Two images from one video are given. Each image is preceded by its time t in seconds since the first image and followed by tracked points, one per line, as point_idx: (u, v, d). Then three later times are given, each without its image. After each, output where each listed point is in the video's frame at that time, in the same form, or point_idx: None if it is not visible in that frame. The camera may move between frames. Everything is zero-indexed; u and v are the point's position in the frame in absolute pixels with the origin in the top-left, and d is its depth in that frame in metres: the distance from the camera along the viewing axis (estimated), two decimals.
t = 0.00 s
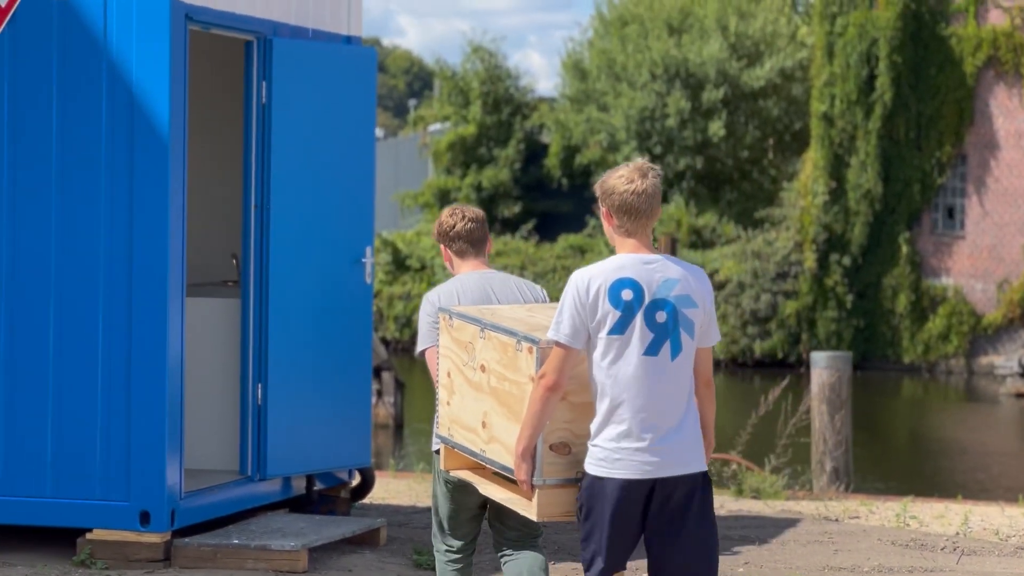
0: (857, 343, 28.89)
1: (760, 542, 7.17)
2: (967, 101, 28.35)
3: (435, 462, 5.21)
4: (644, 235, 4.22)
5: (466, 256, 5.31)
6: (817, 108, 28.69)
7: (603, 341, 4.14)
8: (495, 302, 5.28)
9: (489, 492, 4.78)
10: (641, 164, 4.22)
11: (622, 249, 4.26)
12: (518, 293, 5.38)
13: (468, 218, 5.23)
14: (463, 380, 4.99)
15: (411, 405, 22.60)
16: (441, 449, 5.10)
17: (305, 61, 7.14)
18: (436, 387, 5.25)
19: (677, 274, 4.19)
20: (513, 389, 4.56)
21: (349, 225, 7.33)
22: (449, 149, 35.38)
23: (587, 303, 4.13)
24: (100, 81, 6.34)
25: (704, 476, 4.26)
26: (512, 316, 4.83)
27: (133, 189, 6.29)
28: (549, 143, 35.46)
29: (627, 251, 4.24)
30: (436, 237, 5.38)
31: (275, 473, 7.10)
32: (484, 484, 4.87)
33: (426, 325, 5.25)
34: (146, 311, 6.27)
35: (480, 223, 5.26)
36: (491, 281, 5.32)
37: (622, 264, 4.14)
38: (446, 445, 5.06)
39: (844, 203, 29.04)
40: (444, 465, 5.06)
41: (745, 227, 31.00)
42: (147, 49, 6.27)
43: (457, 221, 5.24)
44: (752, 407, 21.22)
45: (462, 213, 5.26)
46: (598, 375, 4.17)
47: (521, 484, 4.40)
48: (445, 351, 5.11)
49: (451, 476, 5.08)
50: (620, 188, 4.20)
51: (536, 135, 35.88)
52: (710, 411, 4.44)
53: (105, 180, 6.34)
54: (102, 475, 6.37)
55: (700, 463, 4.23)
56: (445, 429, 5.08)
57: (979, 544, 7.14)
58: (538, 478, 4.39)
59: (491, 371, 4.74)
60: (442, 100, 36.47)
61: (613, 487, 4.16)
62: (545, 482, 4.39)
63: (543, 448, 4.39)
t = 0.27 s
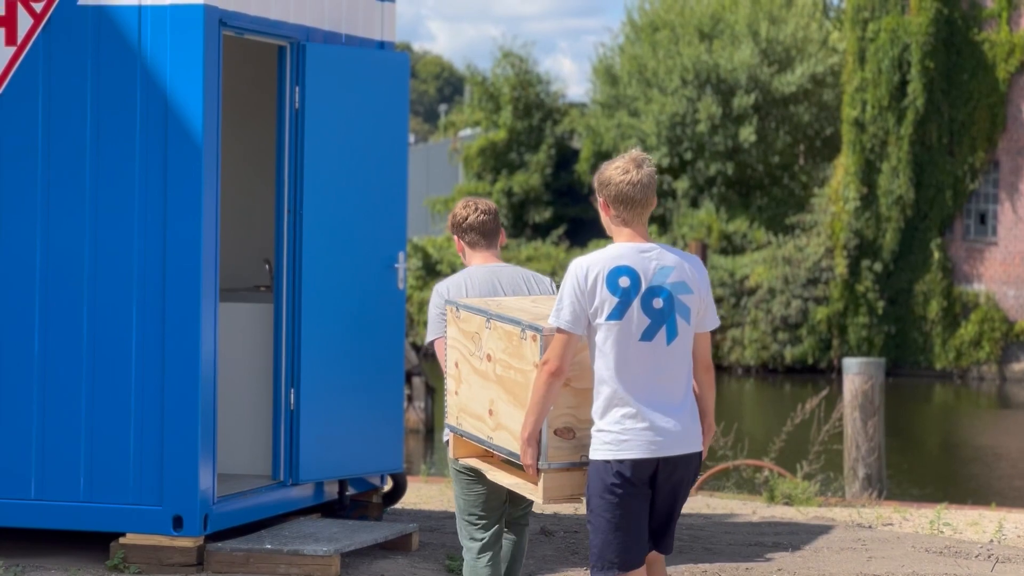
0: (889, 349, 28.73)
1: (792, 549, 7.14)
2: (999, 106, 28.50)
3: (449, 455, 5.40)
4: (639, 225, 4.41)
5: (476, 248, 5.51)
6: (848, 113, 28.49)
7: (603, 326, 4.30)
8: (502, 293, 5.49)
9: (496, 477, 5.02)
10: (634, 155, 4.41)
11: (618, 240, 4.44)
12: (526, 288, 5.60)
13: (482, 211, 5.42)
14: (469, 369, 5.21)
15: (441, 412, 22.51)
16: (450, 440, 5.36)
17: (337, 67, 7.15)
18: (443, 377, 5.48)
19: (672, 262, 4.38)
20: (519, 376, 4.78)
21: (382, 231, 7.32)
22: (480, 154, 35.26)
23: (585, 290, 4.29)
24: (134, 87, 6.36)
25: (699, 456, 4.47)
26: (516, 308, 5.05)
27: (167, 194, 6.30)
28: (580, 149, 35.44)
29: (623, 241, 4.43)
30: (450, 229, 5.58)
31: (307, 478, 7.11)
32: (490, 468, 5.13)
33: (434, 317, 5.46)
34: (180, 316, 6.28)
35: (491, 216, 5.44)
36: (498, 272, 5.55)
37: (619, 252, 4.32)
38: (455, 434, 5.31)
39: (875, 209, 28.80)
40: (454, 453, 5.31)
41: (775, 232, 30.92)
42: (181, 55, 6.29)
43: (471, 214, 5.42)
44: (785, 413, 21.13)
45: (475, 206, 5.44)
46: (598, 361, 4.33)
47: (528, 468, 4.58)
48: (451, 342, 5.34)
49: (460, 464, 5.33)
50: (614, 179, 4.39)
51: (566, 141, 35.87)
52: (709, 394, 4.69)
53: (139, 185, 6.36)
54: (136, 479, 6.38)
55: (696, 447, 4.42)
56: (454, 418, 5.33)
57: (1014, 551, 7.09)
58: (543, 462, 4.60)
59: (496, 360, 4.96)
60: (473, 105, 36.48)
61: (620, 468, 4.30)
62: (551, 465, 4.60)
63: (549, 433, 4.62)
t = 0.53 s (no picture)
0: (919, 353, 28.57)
1: (825, 555, 7.11)
2: None
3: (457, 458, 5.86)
4: (642, 240, 4.67)
5: (499, 264, 5.94)
6: (879, 117, 28.41)
7: (606, 336, 4.56)
8: (521, 305, 5.84)
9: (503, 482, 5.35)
10: (636, 174, 4.68)
11: (622, 253, 4.71)
12: (546, 300, 5.94)
13: (509, 226, 5.84)
14: (478, 378, 5.53)
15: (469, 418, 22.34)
16: (462, 447, 5.73)
17: (370, 71, 7.14)
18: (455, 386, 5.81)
19: (673, 275, 4.63)
20: (523, 384, 5.11)
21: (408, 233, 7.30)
22: (509, 158, 35.15)
23: (590, 301, 4.56)
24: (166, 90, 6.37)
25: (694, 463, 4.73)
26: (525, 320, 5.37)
27: (201, 198, 6.31)
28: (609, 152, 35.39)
29: (627, 255, 4.69)
30: (477, 243, 6.00)
31: (339, 483, 7.11)
32: (498, 475, 5.45)
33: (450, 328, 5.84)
34: (211, 319, 6.29)
35: (518, 233, 5.85)
36: (518, 286, 5.91)
37: (622, 266, 4.58)
38: (466, 440, 5.65)
39: (906, 213, 28.55)
40: (464, 461, 5.69)
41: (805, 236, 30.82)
42: (214, 59, 6.29)
43: (499, 229, 5.83)
44: (816, 417, 21.05)
45: (503, 223, 5.85)
46: (602, 370, 4.59)
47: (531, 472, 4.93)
48: (463, 351, 5.65)
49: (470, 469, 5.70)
50: (619, 195, 4.65)
51: (597, 144, 35.83)
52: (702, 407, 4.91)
53: (171, 187, 6.36)
54: (168, 480, 6.38)
55: (693, 452, 4.67)
56: (465, 426, 5.65)
57: None
58: (545, 466, 4.95)
59: (502, 369, 5.29)
60: (503, 108, 36.44)
61: (619, 473, 4.54)
62: (552, 469, 4.95)
63: (551, 439, 4.96)
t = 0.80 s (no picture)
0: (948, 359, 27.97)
1: (855, 560, 7.09)
2: None
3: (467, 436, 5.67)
4: (639, 229, 4.76)
5: (511, 250, 5.79)
6: (907, 122, 28.36)
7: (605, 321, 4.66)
8: (535, 288, 5.76)
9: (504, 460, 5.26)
10: (636, 164, 4.76)
11: (621, 242, 4.79)
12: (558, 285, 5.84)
13: (524, 210, 5.65)
14: (489, 358, 5.47)
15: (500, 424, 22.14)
16: (470, 424, 5.56)
17: (402, 74, 7.15)
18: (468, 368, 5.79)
19: (671, 264, 4.72)
20: (528, 364, 5.10)
21: (438, 240, 7.31)
22: (537, 163, 35.11)
23: (589, 289, 4.65)
24: (196, 94, 6.38)
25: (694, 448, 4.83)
26: (536, 303, 5.32)
27: (229, 202, 6.32)
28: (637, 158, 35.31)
29: (625, 244, 4.78)
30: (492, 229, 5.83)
31: (368, 487, 7.11)
32: (500, 452, 5.36)
33: (463, 310, 5.72)
34: (239, 322, 6.31)
35: (534, 216, 5.68)
36: (532, 269, 5.80)
37: (621, 254, 4.68)
38: (475, 418, 5.51)
39: (934, 217, 28.23)
40: (473, 437, 5.51)
41: (833, 241, 30.73)
42: (244, 64, 6.31)
43: (514, 213, 5.65)
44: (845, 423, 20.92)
45: (518, 205, 5.66)
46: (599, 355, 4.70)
47: (529, 449, 4.94)
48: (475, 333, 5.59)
49: (479, 447, 5.54)
50: (619, 186, 4.73)
51: (624, 150, 35.78)
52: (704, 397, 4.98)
53: (201, 195, 6.38)
54: (198, 485, 6.40)
55: (691, 437, 4.78)
56: (473, 404, 5.55)
57: None
58: (542, 445, 4.93)
59: (511, 349, 5.27)
60: (531, 114, 36.51)
61: (617, 459, 4.67)
62: (550, 449, 4.93)
63: (549, 419, 4.94)
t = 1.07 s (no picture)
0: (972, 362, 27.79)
1: (879, 565, 7.06)
2: None
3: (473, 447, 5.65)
4: (633, 234, 4.77)
5: (508, 266, 5.71)
6: (930, 124, 27.69)
7: (601, 324, 4.67)
8: (533, 302, 5.68)
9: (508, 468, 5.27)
10: (629, 170, 4.77)
11: (615, 249, 4.80)
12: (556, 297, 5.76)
13: (516, 228, 5.60)
14: (491, 370, 5.47)
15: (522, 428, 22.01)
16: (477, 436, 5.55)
17: (429, 74, 7.17)
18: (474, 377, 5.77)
19: (664, 268, 4.73)
20: (526, 370, 5.09)
21: (460, 247, 7.31)
22: (559, 166, 35.10)
23: (584, 295, 4.67)
24: (219, 98, 6.39)
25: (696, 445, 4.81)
26: (535, 313, 5.31)
27: (251, 207, 6.33)
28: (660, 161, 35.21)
29: (619, 250, 4.79)
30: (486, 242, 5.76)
31: (391, 490, 7.11)
32: (504, 459, 5.37)
33: (467, 323, 5.68)
34: (261, 328, 6.31)
35: (524, 233, 5.61)
36: (530, 284, 5.71)
37: (615, 261, 4.70)
38: (480, 430, 5.50)
39: (959, 220, 27.78)
40: (479, 448, 5.50)
41: (856, 244, 30.65)
42: (267, 68, 6.31)
43: (505, 231, 5.60)
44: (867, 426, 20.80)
45: (510, 223, 5.61)
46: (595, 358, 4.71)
47: (530, 452, 4.94)
48: (478, 345, 5.58)
49: (485, 458, 5.52)
50: (612, 191, 4.75)
51: (646, 153, 35.67)
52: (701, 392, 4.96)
53: (223, 204, 6.39)
54: (221, 488, 6.41)
55: (689, 436, 4.77)
56: (479, 417, 5.55)
57: None
58: (542, 448, 4.93)
59: (510, 357, 5.26)
60: (553, 117, 36.50)
61: (610, 458, 4.70)
62: (550, 451, 4.93)
63: (549, 422, 4.93)
